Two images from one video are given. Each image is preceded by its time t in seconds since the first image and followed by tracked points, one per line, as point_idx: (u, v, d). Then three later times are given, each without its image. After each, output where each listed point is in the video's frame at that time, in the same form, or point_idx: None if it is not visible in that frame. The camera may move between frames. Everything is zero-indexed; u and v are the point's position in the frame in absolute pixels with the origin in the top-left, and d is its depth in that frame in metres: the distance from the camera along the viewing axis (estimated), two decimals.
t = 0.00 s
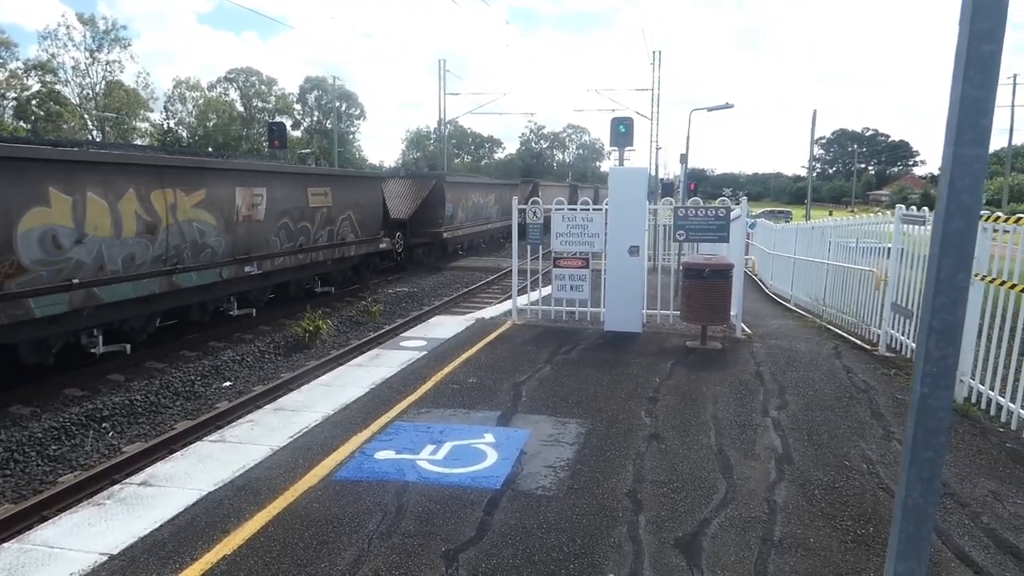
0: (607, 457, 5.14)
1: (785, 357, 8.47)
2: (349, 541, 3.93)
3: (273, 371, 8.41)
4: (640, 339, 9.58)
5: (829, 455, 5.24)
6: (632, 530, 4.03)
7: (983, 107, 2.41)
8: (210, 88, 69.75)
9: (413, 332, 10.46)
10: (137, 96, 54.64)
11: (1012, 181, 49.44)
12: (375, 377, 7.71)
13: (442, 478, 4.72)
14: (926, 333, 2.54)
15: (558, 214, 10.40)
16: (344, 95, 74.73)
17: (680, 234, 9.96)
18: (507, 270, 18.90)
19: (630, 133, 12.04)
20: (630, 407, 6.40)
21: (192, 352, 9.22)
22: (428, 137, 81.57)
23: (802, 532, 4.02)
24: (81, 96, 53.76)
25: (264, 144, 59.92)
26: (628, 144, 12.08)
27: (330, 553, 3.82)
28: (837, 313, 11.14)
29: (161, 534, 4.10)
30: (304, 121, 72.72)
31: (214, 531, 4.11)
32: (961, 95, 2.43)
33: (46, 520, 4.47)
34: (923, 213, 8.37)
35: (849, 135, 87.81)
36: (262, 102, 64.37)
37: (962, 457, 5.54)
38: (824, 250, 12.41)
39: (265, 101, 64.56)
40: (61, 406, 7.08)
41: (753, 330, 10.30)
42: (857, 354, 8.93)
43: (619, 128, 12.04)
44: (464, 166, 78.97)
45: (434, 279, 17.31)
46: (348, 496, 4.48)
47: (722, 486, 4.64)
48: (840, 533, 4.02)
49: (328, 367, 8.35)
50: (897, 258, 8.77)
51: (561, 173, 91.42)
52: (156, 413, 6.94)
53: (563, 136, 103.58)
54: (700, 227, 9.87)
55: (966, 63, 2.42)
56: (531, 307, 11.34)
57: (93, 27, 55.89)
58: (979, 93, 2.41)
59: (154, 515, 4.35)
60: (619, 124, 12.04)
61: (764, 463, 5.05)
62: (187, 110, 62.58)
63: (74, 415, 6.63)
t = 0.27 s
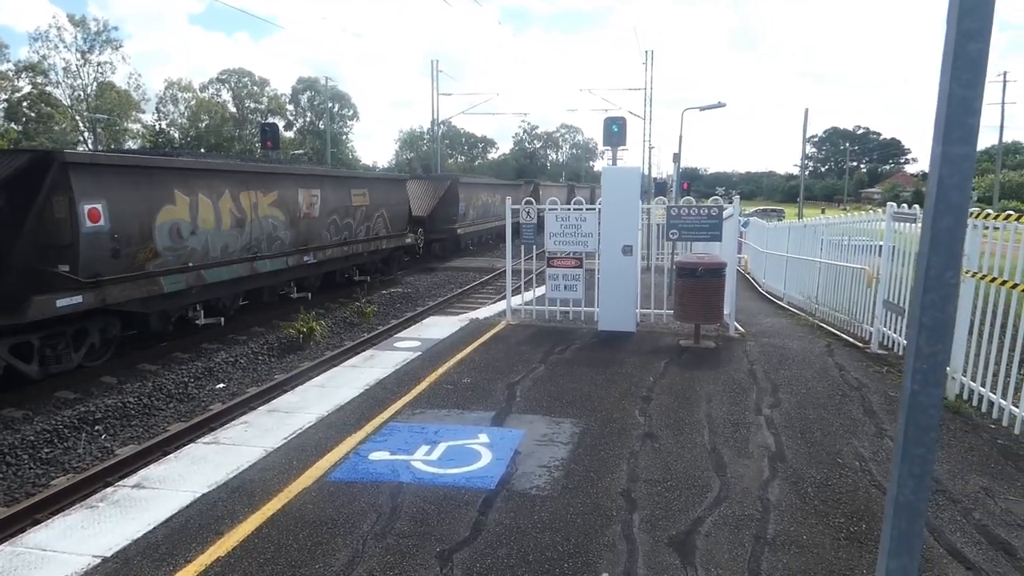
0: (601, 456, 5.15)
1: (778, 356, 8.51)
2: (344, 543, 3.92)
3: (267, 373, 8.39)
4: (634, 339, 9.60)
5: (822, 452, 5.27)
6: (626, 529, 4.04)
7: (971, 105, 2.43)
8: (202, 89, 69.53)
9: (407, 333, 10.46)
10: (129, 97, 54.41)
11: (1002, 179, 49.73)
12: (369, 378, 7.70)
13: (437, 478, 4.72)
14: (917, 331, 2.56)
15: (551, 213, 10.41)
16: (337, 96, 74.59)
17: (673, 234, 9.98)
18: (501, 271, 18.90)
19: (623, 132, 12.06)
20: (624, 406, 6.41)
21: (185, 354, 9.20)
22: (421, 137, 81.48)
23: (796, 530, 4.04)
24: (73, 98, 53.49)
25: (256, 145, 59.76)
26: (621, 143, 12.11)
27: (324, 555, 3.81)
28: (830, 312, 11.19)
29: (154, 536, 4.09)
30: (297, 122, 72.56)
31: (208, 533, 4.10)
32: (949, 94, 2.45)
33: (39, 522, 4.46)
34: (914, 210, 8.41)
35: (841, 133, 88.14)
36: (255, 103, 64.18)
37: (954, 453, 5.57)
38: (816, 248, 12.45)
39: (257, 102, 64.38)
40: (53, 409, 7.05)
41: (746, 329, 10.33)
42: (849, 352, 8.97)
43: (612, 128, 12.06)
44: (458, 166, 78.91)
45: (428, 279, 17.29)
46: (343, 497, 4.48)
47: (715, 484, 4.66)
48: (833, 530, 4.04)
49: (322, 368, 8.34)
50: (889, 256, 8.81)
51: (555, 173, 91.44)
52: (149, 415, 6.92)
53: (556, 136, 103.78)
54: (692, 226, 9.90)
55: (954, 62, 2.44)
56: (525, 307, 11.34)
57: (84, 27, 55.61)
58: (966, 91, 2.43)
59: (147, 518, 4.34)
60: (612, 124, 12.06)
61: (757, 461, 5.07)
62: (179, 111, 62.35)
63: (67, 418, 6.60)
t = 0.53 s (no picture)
0: (596, 457, 5.16)
1: (772, 356, 8.53)
2: (338, 545, 3.92)
3: (262, 375, 8.37)
4: (629, 339, 9.61)
5: (815, 452, 5.29)
6: (621, 529, 4.05)
7: (961, 106, 2.45)
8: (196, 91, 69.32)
9: (402, 334, 10.45)
10: (123, 99, 54.23)
11: (995, 179, 49.99)
12: (363, 380, 7.68)
13: (431, 480, 4.71)
14: (909, 330, 2.57)
15: (545, 214, 10.41)
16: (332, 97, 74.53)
17: (667, 234, 10.00)
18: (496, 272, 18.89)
19: (618, 133, 12.07)
20: (619, 407, 6.42)
21: (180, 357, 9.18)
22: (416, 139, 81.47)
23: (790, 529, 4.06)
24: (66, 99, 53.27)
25: (251, 147, 59.63)
26: (616, 144, 12.12)
27: (319, 557, 3.81)
28: (824, 312, 11.22)
29: (148, 539, 4.08)
30: (292, 123, 72.44)
31: (202, 535, 4.09)
32: (939, 95, 2.47)
33: (32, 525, 4.44)
34: (907, 210, 8.43)
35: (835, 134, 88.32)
36: (249, 104, 64.04)
37: (947, 452, 5.61)
38: (810, 248, 12.49)
39: (251, 104, 64.23)
40: (47, 411, 7.03)
41: (741, 329, 10.35)
42: (843, 351, 9.01)
43: (607, 129, 12.07)
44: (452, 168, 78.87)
45: (423, 281, 17.27)
46: (338, 499, 4.48)
47: (710, 484, 4.68)
48: (826, 529, 4.06)
49: (317, 370, 8.33)
50: (883, 255, 8.83)
51: (550, 174, 91.51)
52: (143, 417, 6.90)
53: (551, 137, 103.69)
54: (686, 226, 9.92)
55: (943, 62, 2.46)
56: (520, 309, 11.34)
57: (77, 29, 55.39)
58: (955, 92, 2.45)
59: (141, 520, 4.33)
60: (606, 124, 12.07)
61: (751, 461, 5.09)
62: (173, 112, 62.16)
63: (60, 420, 6.58)
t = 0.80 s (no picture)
0: (592, 459, 5.16)
1: (767, 355, 8.56)
2: (335, 552, 3.92)
3: (257, 383, 8.35)
4: (624, 341, 9.63)
5: (811, 450, 5.30)
6: (618, 531, 4.05)
7: (946, 105, 2.46)
8: (188, 99, 69.21)
9: (397, 340, 10.44)
10: (114, 108, 54.11)
11: (985, 175, 50.27)
12: (359, 387, 7.67)
13: (428, 485, 4.71)
14: (900, 328, 2.59)
15: (539, 218, 10.43)
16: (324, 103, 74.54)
17: (660, 236, 10.02)
18: (491, 276, 18.90)
19: (610, 136, 12.11)
20: (615, 409, 6.43)
21: (174, 366, 9.15)
22: (409, 144, 81.49)
23: (786, 528, 4.07)
24: (57, 109, 53.11)
25: (244, 155, 59.56)
26: (608, 147, 12.16)
27: (315, 565, 3.80)
28: (818, 310, 11.26)
29: (144, 550, 4.06)
30: (284, 131, 72.40)
31: (198, 545, 4.08)
32: (924, 94, 2.49)
33: (27, 538, 4.42)
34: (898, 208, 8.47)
35: (827, 133, 88.70)
36: (241, 112, 63.95)
37: (942, 448, 5.62)
38: (803, 247, 12.54)
39: (244, 111, 64.15)
40: (41, 423, 7.00)
41: (736, 329, 10.37)
42: (837, 350, 9.04)
43: (598, 132, 12.11)
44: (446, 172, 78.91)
45: (418, 286, 17.27)
46: (334, 506, 4.47)
47: (706, 485, 4.68)
48: (823, 527, 4.07)
49: (312, 377, 8.31)
50: (875, 253, 8.87)
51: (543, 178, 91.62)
52: (138, 428, 6.88)
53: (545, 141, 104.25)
54: (680, 228, 9.95)
55: (928, 62, 2.48)
56: (515, 313, 11.34)
57: (68, 39, 55.28)
58: (940, 91, 2.46)
59: (136, 531, 4.31)
60: (598, 127, 12.11)
61: (747, 460, 5.10)
62: (165, 121, 62.04)
63: (55, 432, 6.56)
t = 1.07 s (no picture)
0: (591, 471, 5.15)
1: (763, 362, 8.57)
2: (334, 572, 3.89)
3: (254, 403, 8.31)
4: (620, 351, 9.63)
5: (809, 457, 5.30)
6: (618, 543, 4.04)
7: (929, 109, 2.49)
8: (181, 119, 69.34)
9: (394, 356, 10.42)
10: (107, 130, 54.16)
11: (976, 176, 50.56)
12: (356, 404, 7.64)
13: (426, 502, 4.69)
14: (892, 332, 2.60)
15: (533, 230, 10.45)
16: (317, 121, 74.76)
17: (654, 245, 10.05)
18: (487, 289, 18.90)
19: (602, 146, 12.17)
20: (612, 419, 6.43)
21: (170, 388, 9.12)
22: (402, 158, 81.68)
23: (786, 536, 4.06)
24: (50, 133, 53.13)
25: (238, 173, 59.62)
26: (600, 157, 12.21)
27: None
28: (814, 315, 11.28)
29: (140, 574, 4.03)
30: (278, 149, 72.55)
31: (195, 568, 4.05)
32: (907, 99, 2.52)
33: (24, 565, 4.39)
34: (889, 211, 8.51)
35: (818, 138, 89.15)
36: (234, 131, 64.03)
37: (940, 451, 5.62)
38: (797, 253, 12.58)
39: (236, 130, 64.23)
40: (37, 449, 6.96)
41: (732, 336, 10.38)
42: (834, 354, 9.04)
43: (590, 142, 12.16)
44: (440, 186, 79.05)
45: (414, 301, 17.25)
46: (332, 525, 4.44)
47: (706, 494, 4.67)
48: (823, 534, 4.06)
49: (309, 395, 8.29)
50: (868, 257, 8.90)
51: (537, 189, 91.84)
52: (135, 450, 6.84)
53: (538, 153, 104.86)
54: (673, 236, 9.98)
55: (910, 67, 2.50)
56: (512, 325, 11.33)
57: (60, 62, 55.39)
58: (923, 96, 2.49)
59: (133, 556, 4.27)
60: (590, 138, 12.17)
61: (746, 468, 5.09)
62: (158, 142, 62.09)
63: (50, 457, 6.52)
